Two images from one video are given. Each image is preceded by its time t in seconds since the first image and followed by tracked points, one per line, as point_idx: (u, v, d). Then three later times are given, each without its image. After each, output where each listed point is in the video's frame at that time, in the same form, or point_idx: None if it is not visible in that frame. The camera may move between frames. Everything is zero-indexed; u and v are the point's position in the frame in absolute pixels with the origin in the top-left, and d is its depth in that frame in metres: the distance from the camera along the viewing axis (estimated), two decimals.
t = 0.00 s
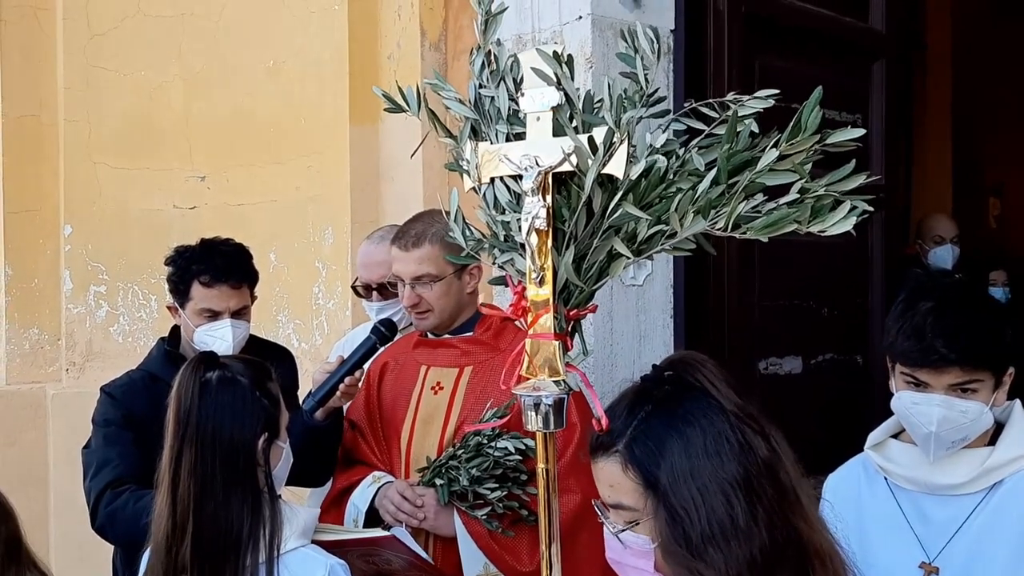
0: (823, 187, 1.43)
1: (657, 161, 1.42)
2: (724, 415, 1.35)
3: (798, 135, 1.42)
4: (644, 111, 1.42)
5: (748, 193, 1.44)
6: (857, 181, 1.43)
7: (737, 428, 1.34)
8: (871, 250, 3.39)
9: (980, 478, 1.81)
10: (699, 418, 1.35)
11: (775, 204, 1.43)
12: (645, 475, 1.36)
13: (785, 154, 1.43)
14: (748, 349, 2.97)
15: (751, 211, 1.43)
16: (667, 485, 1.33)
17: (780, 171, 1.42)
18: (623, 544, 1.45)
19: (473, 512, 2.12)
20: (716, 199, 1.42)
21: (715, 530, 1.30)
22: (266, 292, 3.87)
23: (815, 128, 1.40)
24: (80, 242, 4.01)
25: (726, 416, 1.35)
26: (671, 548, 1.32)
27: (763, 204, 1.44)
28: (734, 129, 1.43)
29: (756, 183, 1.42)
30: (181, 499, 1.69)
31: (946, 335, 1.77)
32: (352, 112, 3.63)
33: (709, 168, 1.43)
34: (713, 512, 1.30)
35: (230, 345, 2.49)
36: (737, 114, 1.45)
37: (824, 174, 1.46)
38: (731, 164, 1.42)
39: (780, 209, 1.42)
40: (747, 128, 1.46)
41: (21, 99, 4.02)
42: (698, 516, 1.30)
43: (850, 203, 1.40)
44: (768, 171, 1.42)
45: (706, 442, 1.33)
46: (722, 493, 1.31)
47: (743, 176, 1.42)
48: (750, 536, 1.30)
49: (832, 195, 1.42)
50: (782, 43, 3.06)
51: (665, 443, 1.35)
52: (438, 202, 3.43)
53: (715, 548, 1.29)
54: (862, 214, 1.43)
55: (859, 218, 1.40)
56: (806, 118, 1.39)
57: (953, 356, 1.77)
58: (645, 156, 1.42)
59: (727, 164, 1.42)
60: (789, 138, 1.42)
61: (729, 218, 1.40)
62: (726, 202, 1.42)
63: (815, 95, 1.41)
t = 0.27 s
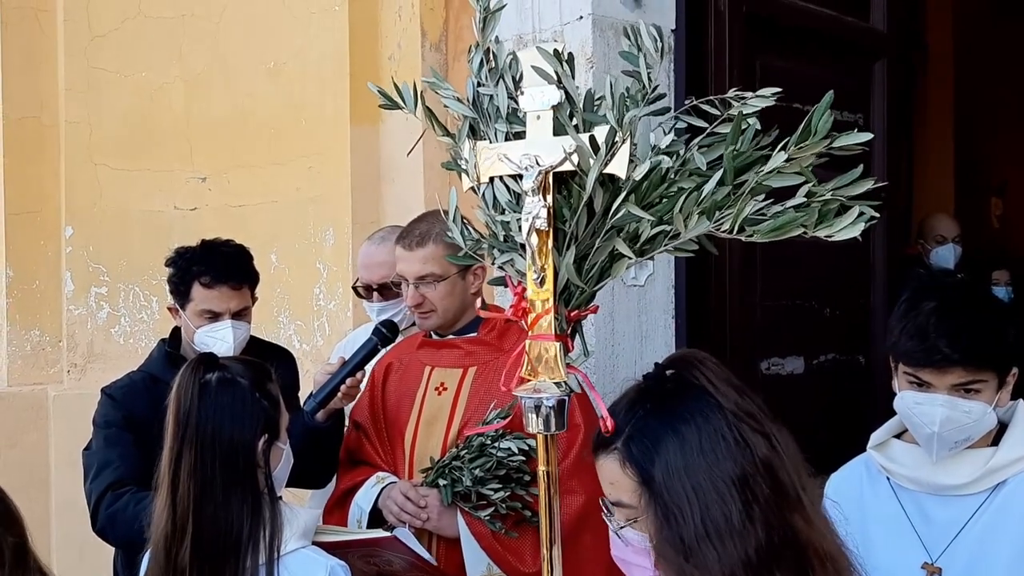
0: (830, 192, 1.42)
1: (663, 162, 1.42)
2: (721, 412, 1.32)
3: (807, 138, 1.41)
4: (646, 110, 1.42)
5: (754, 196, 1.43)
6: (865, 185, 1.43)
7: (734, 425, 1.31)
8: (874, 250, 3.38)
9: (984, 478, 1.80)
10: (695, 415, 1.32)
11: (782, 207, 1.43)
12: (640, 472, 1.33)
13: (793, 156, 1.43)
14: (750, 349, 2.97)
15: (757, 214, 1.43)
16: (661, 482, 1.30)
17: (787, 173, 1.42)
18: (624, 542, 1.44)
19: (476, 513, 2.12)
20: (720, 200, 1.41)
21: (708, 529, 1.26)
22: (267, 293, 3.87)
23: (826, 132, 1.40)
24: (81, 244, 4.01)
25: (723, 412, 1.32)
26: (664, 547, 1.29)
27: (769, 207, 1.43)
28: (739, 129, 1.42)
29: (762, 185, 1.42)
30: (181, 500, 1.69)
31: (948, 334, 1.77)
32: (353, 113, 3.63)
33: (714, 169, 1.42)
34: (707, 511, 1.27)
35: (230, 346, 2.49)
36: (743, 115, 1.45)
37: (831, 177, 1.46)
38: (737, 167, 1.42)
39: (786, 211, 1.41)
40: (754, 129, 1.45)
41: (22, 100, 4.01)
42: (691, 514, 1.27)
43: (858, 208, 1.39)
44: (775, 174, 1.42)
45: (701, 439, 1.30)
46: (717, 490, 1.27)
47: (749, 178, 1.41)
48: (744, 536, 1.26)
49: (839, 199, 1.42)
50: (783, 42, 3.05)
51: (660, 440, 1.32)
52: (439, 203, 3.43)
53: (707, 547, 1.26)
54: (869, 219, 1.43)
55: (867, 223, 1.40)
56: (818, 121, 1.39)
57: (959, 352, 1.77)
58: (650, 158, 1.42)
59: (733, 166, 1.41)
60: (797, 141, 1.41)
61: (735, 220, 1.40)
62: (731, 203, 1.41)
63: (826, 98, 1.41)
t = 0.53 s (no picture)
0: (826, 186, 1.42)
1: (659, 161, 1.42)
2: (717, 410, 1.29)
3: (801, 133, 1.42)
4: (643, 108, 1.42)
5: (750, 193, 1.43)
6: (861, 180, 1.42)
7: (729, 424, 1.28)
8: (874, 250, 3.38)
9: (985, 478, 1.80)
10: (690, 413, 1.29)
11: (778, 203, 1.42)
12: (634, 470, 1.31)
13: (788, 153, 1.43)
14: (751, 349, 2.97)
15: (754, 211, 1.42)
16: (654, 480, 1.28)
17: (782, 169, 1.42)
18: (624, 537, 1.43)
19: (478, 514, 2.12)
20: (717, 199, 1.41)
21: (700, 528, 1.24)
22: (267, 294, 3.87)
23: (818, 125, 1.40)
24: (82, 245, 4.01)
25: (720, 411, 1.29)
26: (655, 546, 1.27)
27: (766, 204, 1.43)
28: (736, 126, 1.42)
29: (758, 182, 1.41)
30: (181, 503, 1.69)
31: (951, 334, 1.76)
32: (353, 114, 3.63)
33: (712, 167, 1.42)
34: (699, 510, 1.25)
35: (231, 347, 2.48)
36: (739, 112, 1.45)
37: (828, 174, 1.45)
38: (733, 163, 1.41)
39: (783, 208, 1.41)
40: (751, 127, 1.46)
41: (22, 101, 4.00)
42: (682, 514, 1.25)
43: (853, 202, 1.39)
44: (771, 170, 1.41)
45: (695, 438, 1.27)
46: (709, 490, 1.25)
47: (744, 176, 1.41)
48: (736, 537, 1.24)
49: (835, 193, 1.41)
50: (783, 42, 3.05)
51: (654, 438, 1.30)
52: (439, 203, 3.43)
53: (698, 547, 1.24)
54: (865, 214, 1.42)
55: (863, 218, 1.39)
56: (808, 115, 1.39)
57: (960, 353, 1.77)
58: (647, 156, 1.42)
59: (729, 163, 1.40)
60: (791, 136, 1.42)
61: (731, 218, 1.39)
62: (728, 201, 1.41)
63: (819, 92, 1.41)
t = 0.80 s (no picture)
0: (825, 192, 1.42)
1: (656, 164, 1.43)
2: (717, 415, 1.28)
3: (801, 139, 1.41)
4: (643, 112, 1.41)
5: (749, 198, 1.43)
6: (861, 187, 1.42)
7: (727, 431, 1.26)
8: (875, 251, 3.37)
9: (986, 480, 1.80)
10: (690, 413, 1.28)
11: (776, 208, 1.42)
12: (630, 460, 1.31)
13: (788, 158, 1.43)
14: (751, 350, 2.97)
15: (752, 216, 1.42)
16: (646, 472, 1.28)
17: (782, 174, 1.42)
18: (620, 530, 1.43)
19: (484, 517, 2.11)
20: (716, 202, 1.41)
21: (686, 527, 1.24)
22: (268, 295, 3.87)
23: (818, 132, 1.40)
24: (83, 247, 4.00)
25: (719, 416, 1.27)
26: (642, 539, 1.28)
27: (765, 208, 1.43)
28: (736, 131, 1.42)
29: (757, 187, 1.42)
30: (181, 505, 1.69)
31: (953, 335, 1.76)
32: (353, 115, 3.63)
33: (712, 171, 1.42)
34: (687, 510, 1.24)
35: (231, 349, 2.48)
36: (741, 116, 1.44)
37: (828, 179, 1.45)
38: (732, 168, 1.42)
39: (781, 213, 1.40)
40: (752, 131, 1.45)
41: (23, 103, 3.97)
42: (670, 511, 1.25)
43: (852, 209, 1.39)
44: (770, 175, 1.41)
45: (691, 439, 1.27)
46: (699, 492, 1.24)
47: (743, 181, 1.41)
48: (721, 542, 1.23)
49: (834, 200, 1.41)
50: (783, 43, 3.05)
51: (652, 432, 1.29)
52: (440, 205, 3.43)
53: (682, 546, 1.24)
54: (864, 221, 1.43)
55: (861, 225, 1.40)
56: (809, 121, 1.40)
57: (961, 354, 1.77)
58: (644, 159, 1.43)
59: (728, 168, 1.41)
60: (791, 142, 1.41)
61: (728, 222, 1.39)
62: (726, 205, 1.41)
63: (820, 99, 1.41)
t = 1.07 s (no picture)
0: (806, 187, 1.42)
1: (637, 163, 1.43)
2: (712, 419, 1.26)
3: (778, 134, 1.41)
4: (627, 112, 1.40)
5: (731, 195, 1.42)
6: (842, 181, 1.42)
7: (721, 435, 1.25)
8: (875, 251, 3.36)
9: (985, 481, 1.80)
10: (686, 414, 1.28)
11: (758, 205, 1.41)
12: (623, 456, 1.31)
13: (768, 154, 1.42)
14: (750, 351, 2.96)
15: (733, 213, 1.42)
16: (638, 469, 1.28)
17: (763, 171, 1.41)
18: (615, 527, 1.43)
19: (491, 522, 2.11)
20: (698, 201, 1.40)
21: (674, 527, 1.24)
22: (267, 296, 3.87)
23: (795, 127, 1.40)
24: (82, 248, 4.01)
25: (715, 420, 1.26)
26: (632, 535, 1.28)
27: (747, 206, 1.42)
28: (720, 130, 1.41)
29: (738, 184, 1.41)
30: (181, 507, 1.69)
31: (953, 335, 1.76)
32: (353, 116, 3.63)
33: (695, 169, 1.42)
34: (677, 510, 1.24)
35: (230, 350, 2.48)
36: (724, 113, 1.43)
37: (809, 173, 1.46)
38: (714, 166, 1.41)
39: (760, 209, 1.40)
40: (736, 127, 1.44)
41: (23, 105, 3.98)
42: (660, 509, 1.25)
43: (831, 204, 1.39)
44: (750, 172, 1.41)
45: (684, 440, 1.26)
46: (689, 494, 1.24)
47: (725, 178, 1.40)
48: (708, 545, 1.22)
49: (815, 195, 1.41)
50: (782, 43, 3.04)
51: (646, 430, 1.29)
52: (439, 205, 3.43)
53: (669, 545, 1.24)
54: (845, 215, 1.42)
55: (840, 220, 1.40)
56: (785, 117, 1.40)
57: (960, 355, 1.76)
58: (625, 158, 1.42)
59: (710, 166, 1.40)
60: (769, 138, 1.41)
61: (711, 220, 1.39)
62: (708, 204, 1.40)
63: (797, 93, 1.41)
